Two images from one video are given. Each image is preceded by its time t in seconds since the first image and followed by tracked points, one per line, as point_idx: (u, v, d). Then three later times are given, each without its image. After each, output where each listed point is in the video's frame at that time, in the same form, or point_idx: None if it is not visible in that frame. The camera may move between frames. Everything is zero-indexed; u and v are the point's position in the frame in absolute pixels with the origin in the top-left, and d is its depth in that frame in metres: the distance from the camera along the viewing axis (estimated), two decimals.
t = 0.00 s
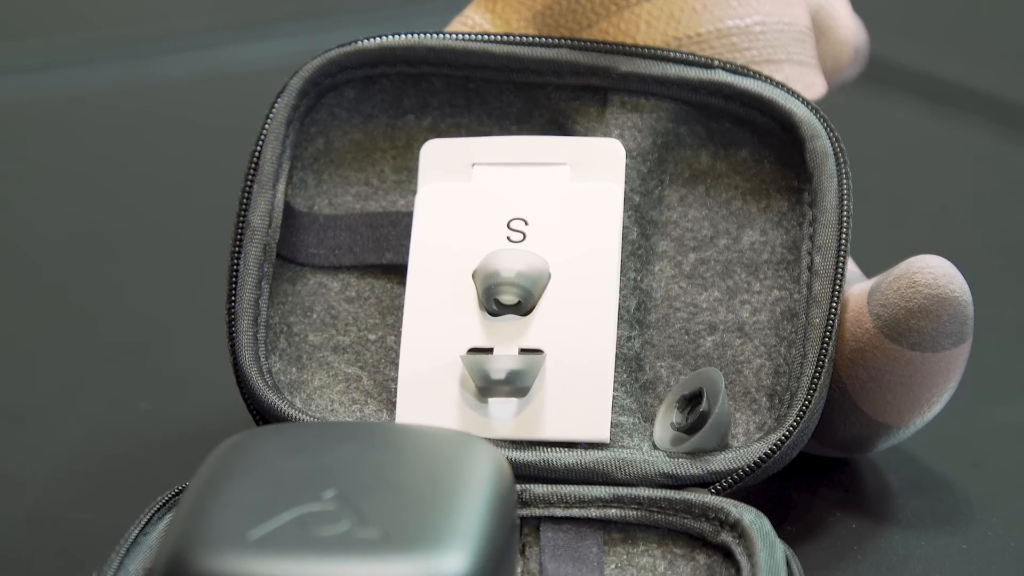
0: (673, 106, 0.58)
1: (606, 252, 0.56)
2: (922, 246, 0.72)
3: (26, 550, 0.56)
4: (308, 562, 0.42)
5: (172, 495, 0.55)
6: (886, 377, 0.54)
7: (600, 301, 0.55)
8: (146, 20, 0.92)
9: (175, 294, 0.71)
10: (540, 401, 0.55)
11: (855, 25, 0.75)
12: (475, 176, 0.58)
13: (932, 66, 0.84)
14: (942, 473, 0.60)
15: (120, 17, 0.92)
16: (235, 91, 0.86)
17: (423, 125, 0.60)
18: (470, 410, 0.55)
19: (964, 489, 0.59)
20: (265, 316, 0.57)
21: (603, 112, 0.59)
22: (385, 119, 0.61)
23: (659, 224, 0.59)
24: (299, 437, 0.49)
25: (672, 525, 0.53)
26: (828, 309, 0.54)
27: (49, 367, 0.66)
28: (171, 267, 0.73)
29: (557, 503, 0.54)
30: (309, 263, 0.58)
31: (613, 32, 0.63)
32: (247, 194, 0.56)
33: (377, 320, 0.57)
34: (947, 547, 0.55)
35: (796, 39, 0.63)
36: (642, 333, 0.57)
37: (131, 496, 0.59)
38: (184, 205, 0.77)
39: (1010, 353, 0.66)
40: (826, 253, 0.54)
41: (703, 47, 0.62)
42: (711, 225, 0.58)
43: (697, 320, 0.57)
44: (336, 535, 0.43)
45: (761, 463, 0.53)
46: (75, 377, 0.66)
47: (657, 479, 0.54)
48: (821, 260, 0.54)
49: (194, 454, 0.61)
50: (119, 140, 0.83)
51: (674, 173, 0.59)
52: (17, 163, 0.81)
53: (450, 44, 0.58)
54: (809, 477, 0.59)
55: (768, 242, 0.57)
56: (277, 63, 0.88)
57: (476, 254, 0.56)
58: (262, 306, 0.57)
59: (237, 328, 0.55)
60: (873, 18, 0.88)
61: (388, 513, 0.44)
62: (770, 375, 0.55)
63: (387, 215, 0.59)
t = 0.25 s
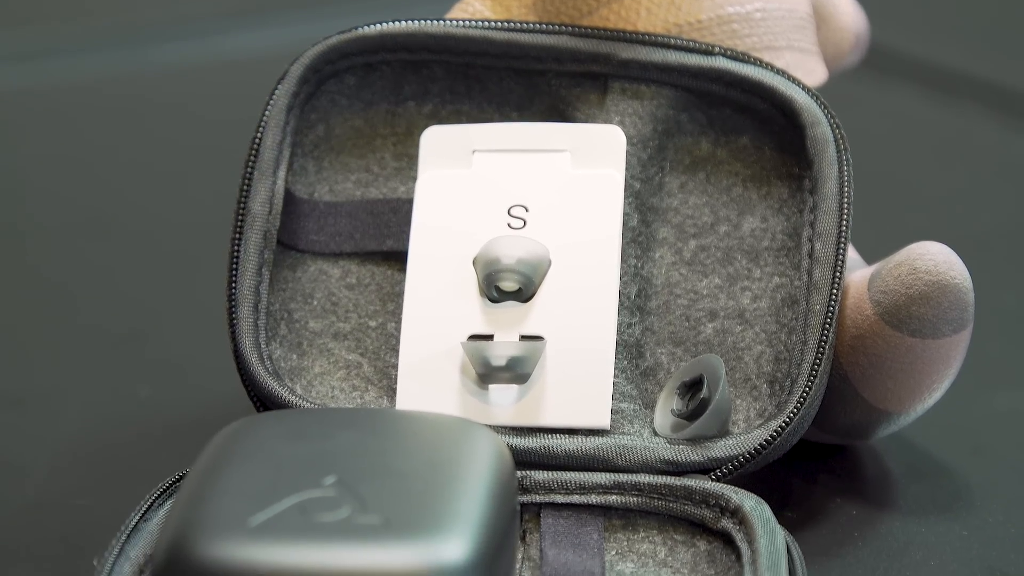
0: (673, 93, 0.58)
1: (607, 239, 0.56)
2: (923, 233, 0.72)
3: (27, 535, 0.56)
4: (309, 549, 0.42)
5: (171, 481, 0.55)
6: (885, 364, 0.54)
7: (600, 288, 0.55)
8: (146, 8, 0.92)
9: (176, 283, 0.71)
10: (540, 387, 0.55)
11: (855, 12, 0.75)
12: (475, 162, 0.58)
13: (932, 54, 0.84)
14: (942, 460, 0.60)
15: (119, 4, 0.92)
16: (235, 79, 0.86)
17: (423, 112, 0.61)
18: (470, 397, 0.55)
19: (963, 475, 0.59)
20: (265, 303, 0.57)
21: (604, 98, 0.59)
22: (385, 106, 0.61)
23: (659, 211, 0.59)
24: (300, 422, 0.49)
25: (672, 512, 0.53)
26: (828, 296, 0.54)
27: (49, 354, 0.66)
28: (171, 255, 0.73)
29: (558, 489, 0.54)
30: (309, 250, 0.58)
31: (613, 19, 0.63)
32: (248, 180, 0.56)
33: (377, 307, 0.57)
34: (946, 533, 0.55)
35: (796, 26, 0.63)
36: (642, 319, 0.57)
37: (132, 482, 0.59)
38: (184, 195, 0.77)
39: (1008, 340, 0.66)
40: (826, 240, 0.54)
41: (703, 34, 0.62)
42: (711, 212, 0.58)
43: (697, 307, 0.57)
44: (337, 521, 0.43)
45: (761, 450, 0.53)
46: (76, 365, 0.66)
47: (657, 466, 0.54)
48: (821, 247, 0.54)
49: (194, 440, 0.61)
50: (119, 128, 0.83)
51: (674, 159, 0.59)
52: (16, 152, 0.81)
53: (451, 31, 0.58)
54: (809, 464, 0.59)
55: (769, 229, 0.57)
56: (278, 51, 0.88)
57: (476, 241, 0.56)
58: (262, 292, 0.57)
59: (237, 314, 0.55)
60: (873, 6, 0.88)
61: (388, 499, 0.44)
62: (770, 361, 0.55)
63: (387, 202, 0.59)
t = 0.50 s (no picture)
0: (674, 78, 0.58)
1: (607, 225, 0.56)
2: (924, 220, 0.72)
3: (27, 518, 0.56)
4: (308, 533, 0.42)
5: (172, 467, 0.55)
6: (886, 350, 0.54)
7: (601, 273, 0.55)
8: None
9: (177, 270, 0.71)
10: (541, 373, 0.55)
11: None
12: (477, 148, 0.58)
13: (931, 44, 0.85)
14: (942, 446, 0.60)
15: None
16: (237, 67, 0.87)
17: (423, 97, 0.61)
18: (471, 383, 0.55)
19: (963, 461, 0.59)
20: (266, 289, 0.57)
21: (604, 84, 0.59)
22: (385, 92, 0.61)
23: (660, 196, 0.59)
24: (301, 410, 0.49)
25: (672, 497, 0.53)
26: (828, 282, 0.54)
27: (50, 339, 0.66)
28: (172, 242, 0.73)
29: (558, 475, 0.54)
30: (310, 236, 0.58)
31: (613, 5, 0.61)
32: (249, 166, 0.57)
33: (377, 294, 0.57)
34: (946, 519, 0.55)
35: (796, 12, 0.64)
36: (642, 305, 0.58)
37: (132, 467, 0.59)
38: (186, 182, 0.77)
39: (1009, 325, 0.66)
40: (827, 226, 0.54)
41: (704, 20, 0.62)
42: (712, 198, 0.58)
43: (697, 293, 0.57)
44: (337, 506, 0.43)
45: (761, 436, 0.53)
46: (76, 350, 0.66)
47: (657, 451, 0.54)
48: (822, 233, 0.54)
49: (195, 425, 0.61)
50: (120, 115, 0.82)
51: (675, 145, 0.59)
52: (16, 137, 0.81)
53: (451, 17, 0.58)
54: (809, 449, 0.60)
55: (769, 215, 0.57)
56: (278, 39, 0.89)
57: (477, 226, 0.56)
58: (263, 277, 0.57)
59: (238, 300, 0.55)
60: None
61: (389, 483, 0.44)
62: (771, 347, 0.55)
63: (387, 188, 0.59)
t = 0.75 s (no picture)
0: (675, 66, 0.58)
1: (607, 213, 0.56)
2: (925, 208, 0.72)
3: (29, 504, 0.56)
4: (308, 521, 0.42)
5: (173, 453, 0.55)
6: (886, 338, 0.54)
7: (601, 261, 0.55)
8: None
9: (177, 257, 0.71)
10: (541, 360, 0.55)
11: None
12: (477, 136, 0.58)
13: (931, 33, 0.85)
14: (941, 435, 0.60)
15: None
16: (237, 55, 0.86)
17: (424, 85, 0.61)
18: (472, 370, 0.55)
19: (963, 449, 0.59)
20: (267, 277, 0.57)
21: (605, 72, 0.59)
22: (386, 80, 0.61)
23: (661, 184, 0.59)
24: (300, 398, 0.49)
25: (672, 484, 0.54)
26: (828, 270, 0.54)
27: (50, 327, 0.66)
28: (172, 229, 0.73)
29: (559, 462, 0.54)
30: (311, 224, 0.58)
31: None
32: (250, 154, 0.57)
33: (378, 281, 0.57)
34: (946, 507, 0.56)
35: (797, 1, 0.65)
36: (643, 292, 0.58)
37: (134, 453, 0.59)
38: (185, 170, 0.77)
39: (1010, 312, 0.66)
40: (827, 213, 0.54)
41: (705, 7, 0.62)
42: (713, 185, 0.58)
43: (698, 281, 0.57)
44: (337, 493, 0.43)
45: (762, 423, 0.53)
46: (78, 337, 0.66)
47: (657, 438, 0.54)
48: (822, 220, 0.54)
49: (197, 412, 0.61)
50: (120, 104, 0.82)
51: (675, 133, 0.59)
52: (16, 125, 0.81)
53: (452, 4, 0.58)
54: (808, 437, 0.60)
55: (770, 203, 0.57)
56: (279, 26, 0.88)
57: (478, 213, 0.56)
58: (263, 263, 0.56)
59: (239, 288, 0.55)
60: None
61: (389, 470, 0.44)
62: (771, 335, 0.55)
63: (387, 176, 0.59)
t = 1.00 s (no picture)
0: (675, 56, 0.58)
1: (608, 203, 0.56)
2: (925, 199, 0.72)
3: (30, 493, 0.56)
4: (310, 509, 0.42)
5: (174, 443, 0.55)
6: (887, 328, 0.54)
7: (602, 251, 0.56)
8: None
9: (179, 249, 0.71)
10: (542, 350, 0.55)
11: None
12: (478, 126, 0.58)
13: (930, 24, 0.85)
14: (941, 424, 0.60)
15: None
16: (237, 47, 0.87)
17: (425, 75, 0.61)
18: (472, 360, 0.55)
19: (962, 439, 0.59)
20: (267, 267, 0.57)
21: (605, 62, 0.59)
22: (386, 71, 0.61)
23: (661, 174, 0.59)
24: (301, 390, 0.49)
25: (673, 475, 0.54)
26: (828, 261, 0.54)
27: (51, 317, 0.66)
28: (174, 221, 0.73)
29: (559, 452, 0.54)
30: (311, 214, 0.58)
31: None
32: (251, 144, 0.57)
33: (378, 271, 0.58)
34: (945, 497, 0.56)
35: None
36: (643, 282, 0.58)
37: (134, 442, 0.59)
38: (187, 163, 0.77)
39: (1010, 303, 0.66)
40: (827, 203, 0.54)
41: None
42: (713, 175, 0.59)
43: (698, 271, 0.57)
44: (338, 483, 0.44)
45: (762, 413, 0.53)
46: (79, 327, 0.66)
47: (658, 429, 0.54)
48: (823, 210, 0.54)
49: (197, 401, 0.61)
50: (120, 96, 0.83)
51: (676, 124, 0.59)
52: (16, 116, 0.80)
53: None
54: (808, 428, 0.60)
55: (770, 193, 0.57)
56: (279, 18, 0.89)
57: (479, 203, 0.56)
58: (265, 254, 0.57)
59: (240, 278, 0.55)
60: None
61: (391, 460, 0.45)
62: (771, 325, 0.55)
63: (388, 166, 0.59)
